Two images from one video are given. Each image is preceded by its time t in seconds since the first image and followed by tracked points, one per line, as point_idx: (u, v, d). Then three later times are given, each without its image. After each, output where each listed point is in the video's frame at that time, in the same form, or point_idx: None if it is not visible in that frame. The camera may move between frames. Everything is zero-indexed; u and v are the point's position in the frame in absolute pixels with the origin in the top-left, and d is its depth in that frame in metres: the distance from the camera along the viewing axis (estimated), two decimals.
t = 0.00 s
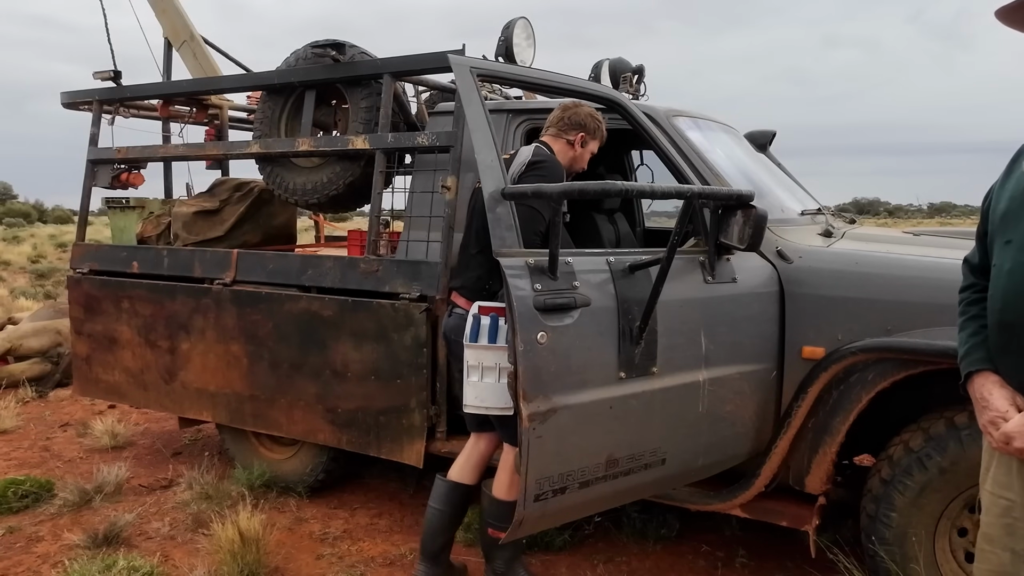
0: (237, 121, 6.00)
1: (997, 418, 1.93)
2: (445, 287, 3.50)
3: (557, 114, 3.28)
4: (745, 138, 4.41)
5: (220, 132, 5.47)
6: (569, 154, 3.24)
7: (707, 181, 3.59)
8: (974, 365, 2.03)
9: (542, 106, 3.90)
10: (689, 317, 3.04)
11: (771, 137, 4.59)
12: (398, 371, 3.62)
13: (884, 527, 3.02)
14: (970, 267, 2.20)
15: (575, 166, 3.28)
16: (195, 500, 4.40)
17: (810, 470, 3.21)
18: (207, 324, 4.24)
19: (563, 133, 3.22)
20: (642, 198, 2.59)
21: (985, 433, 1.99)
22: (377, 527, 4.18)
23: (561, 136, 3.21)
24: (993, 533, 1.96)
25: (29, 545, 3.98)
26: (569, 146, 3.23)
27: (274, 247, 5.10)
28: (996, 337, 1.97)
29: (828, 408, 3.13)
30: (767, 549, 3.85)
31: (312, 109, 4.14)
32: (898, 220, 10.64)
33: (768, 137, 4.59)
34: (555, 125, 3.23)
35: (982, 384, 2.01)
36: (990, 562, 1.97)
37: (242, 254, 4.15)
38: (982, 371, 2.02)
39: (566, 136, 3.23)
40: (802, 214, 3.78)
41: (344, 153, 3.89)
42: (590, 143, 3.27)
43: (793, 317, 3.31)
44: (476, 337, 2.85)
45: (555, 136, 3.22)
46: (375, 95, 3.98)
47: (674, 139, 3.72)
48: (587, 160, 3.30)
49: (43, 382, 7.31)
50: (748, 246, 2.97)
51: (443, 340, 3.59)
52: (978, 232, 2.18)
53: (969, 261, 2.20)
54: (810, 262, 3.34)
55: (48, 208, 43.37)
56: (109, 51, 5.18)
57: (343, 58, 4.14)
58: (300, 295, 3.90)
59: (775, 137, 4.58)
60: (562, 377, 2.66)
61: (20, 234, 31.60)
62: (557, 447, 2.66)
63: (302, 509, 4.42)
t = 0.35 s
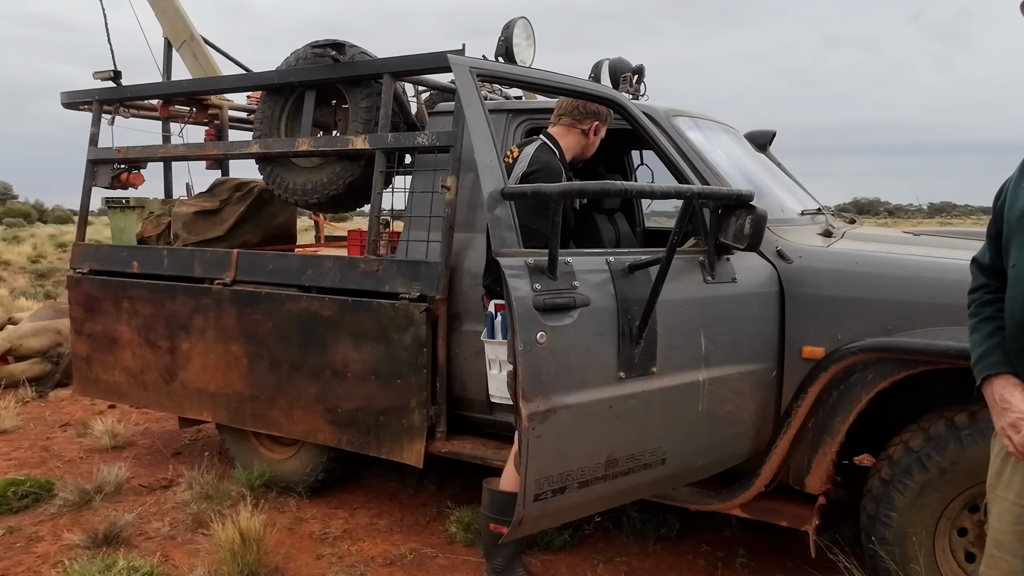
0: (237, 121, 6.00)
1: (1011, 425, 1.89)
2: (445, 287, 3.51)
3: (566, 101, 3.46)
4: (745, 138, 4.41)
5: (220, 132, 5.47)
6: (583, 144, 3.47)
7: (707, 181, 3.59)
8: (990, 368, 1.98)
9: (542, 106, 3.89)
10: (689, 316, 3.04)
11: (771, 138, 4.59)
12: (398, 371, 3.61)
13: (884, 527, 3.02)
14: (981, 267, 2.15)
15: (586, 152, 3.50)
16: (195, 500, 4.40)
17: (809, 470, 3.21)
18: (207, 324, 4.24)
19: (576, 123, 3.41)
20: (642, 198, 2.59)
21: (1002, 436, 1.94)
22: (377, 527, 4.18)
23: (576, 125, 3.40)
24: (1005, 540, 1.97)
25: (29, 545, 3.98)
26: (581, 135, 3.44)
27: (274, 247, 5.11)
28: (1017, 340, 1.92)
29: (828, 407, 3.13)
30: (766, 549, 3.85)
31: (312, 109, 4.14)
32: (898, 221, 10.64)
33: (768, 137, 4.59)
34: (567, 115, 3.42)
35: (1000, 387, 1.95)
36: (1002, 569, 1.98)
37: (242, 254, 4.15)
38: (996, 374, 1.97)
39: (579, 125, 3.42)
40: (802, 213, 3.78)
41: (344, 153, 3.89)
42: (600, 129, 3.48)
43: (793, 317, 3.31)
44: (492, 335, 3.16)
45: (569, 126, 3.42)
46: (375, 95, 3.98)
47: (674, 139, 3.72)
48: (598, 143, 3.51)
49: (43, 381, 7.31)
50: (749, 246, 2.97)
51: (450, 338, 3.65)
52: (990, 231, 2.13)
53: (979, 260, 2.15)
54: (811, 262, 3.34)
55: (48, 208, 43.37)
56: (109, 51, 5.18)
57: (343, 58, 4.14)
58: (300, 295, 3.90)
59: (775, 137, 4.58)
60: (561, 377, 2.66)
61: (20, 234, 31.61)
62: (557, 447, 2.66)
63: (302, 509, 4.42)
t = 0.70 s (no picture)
0: (237, 121, 6.00)
1: None
2: (445, 286, 3.51)
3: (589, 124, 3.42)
4: (745, 138, 4.41)
5: (220, 132, 5.47)
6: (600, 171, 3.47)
7: (707, 181, 3.59)
8: (1005, 374, 1.92)
9: (542, 106, 3.89)
10: (689, 317, 3.04)
11: (771, 137, 4.59)
12: (398, 371, 3.61)
13: (884, 527, 3.02)
14: (963, 269, 2.10)
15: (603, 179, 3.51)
16: (195, 500, 4.40)
17: (809, 470, 3.21)
18: (207, 324, 4.24)
19: (593, 152, 3.42)
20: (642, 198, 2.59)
21: None
22: (377, 527, 4.18)
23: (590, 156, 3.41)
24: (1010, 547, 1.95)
25: (29, 545, 3.98)
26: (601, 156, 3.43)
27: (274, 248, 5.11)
28: None
29: (828, 408, 3.13)
30: (766, 549, 3.85)
31: (312, 109, 4.14)
32: (897, 221, 10.65)
33: (768, 137, 4.59)
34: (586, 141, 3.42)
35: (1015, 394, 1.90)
36: None
37: (242, 253, 4.15)
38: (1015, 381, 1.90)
39: (595, 153, 3.43)
40: (802, 214, 3.78)
41: (344, 153, 3.89)
42: (619, 158, 3.46)
43: (794, 317, 3.31)
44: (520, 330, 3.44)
45: (585, 154, 3.43)
46: (375, 95, 3.98)
47: (674, 139, 3.72)
48: (616, 168, 3.53)
49: (43, 381, 7.31)
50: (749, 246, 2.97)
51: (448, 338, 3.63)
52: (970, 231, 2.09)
53: (962, 263, 2.10)
54: (811, 262, 3.34)
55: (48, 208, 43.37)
56: (109, 51, 5.18)
57: (343, 58, 4.14)
58: (300, 295, 3.90)
59: (774, 137, 4.58)
60: (561, 377, 2.66)
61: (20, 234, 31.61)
62: (557, 447, 2.66)
63: (302, 509, 4.42)
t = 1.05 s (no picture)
0: (237, 121, 6.00)
1: None
2: (445, 287, 3.51)
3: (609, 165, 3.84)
4: (745, 138, 4.41)
5: (220, 132, 5.47)
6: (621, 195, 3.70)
7: (707, 182, 3.59)
8: (1008, 378, 1.92)
9: (542, 107, 3.89)
10: (689, 319, 3.04)
11: (771, 138, 4.59)
12: (398, 371, 3.61)
13: (884, 527, 3.02)
14: (928, 274, 2.08)
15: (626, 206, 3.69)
16: (195, 500, 4.40)
17: (810, 471, 3.20)
18: (207, 324, 4.24)
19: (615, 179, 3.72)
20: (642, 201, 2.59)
21: None
22: (377, 527, 4.18)
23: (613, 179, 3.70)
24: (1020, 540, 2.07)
25: (29, 545, 3.98)
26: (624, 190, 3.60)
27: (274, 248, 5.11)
28: None
29: (828, 409, 3.13)
30: (766, 550, 3.85)
31: (312, 109, 4.14)
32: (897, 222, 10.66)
33: (768, 137, 4.59)
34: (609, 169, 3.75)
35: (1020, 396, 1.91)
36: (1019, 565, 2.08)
37: (242, 254, 4.15)
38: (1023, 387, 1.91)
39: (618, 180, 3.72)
40: (802, 214, 3.78)
41: (344, 153, 3.88)
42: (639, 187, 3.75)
43: (793, 319, 3.31)
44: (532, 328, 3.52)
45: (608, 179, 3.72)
46: (375, 95, 3.98)
47: (674, 140, 3.72)
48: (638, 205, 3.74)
49: (43, 381, 7.31)
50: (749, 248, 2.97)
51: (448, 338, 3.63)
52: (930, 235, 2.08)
53: (924, 267, 2.08)
54: (811, 264, 3.34)
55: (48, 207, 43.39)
56: (109, 51, 5.18)
57: (343, 58, 4.14)
58: (300, 295, 3.90)
59: (774, 138, 4.58)
60: (561, 380, 2.66)
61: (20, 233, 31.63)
62: (557, 450, 2.66)
63: (302, 509, 4.43)
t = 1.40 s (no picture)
0: (237, 121, 6.00)
1: None
2: (445, 287, 3.51)
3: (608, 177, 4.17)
4: (745, 138, 4.41)
5: (220, 132, 5.47)
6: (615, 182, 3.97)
7: (707, 182, 3.59)
8: (1001, 377, 2.02)
9: (542, 107, 3.88)
10: (689, 319, 3.04)
11: (771, 138, 4.59)
12: (398, 371, 3.61)
13: (884, 527, 3.01)
14: (911, 279, 2.15)
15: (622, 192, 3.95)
16: (195, 500, 4.40)
17: (810, 471, 3.19)
18: (207, 325, 4.24)
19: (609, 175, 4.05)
20: (642, 202, 2.59)
21: None
22: (377, 527, 4.18)
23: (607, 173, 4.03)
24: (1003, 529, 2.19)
25: (29, 545, 3.98)
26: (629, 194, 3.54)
27: (274, 248, 5.11)
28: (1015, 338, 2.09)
29: (828, 409, 3.13)
30: (766, 549, 3.85)
31: (312, 109, 4.14)
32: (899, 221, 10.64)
33: (768, 137, 4.59)
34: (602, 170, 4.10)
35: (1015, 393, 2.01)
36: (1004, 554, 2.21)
37: (242, 254, 4.15)
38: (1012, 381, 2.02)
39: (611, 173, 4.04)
40: (802, 214, 3.79)
41: (343, 153, 3.88)
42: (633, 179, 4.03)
43: (793, 319, 3.31)
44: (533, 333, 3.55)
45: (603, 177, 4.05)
46: (375, 95, 3.98)
47: (674, 140, 3.72)
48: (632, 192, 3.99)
49: (43, 381, 7.31)
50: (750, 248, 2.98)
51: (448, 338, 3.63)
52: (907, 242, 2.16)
53: (904, 272, 2.16)
54: (811, 264, 3.34)
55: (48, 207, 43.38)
56: (109, 51, 5.17)
57: (343, 58, 4.14)
58: (300, 295, 3.90)
59: (774, 138, 4.58)
60: (561, 381, 2.66)
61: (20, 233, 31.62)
62: (557, 451, 2.66)
63: (302, 509, 4.43)
